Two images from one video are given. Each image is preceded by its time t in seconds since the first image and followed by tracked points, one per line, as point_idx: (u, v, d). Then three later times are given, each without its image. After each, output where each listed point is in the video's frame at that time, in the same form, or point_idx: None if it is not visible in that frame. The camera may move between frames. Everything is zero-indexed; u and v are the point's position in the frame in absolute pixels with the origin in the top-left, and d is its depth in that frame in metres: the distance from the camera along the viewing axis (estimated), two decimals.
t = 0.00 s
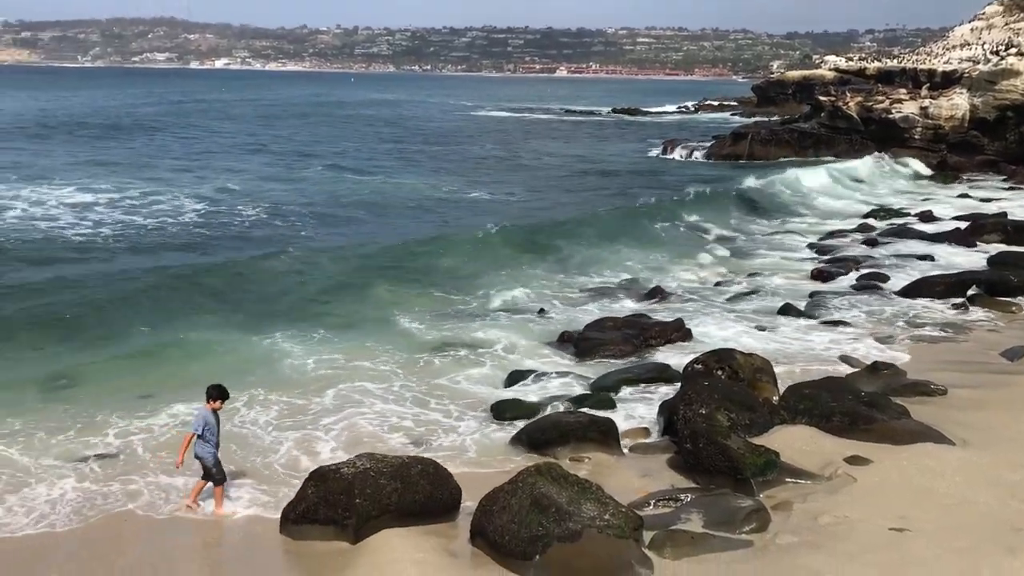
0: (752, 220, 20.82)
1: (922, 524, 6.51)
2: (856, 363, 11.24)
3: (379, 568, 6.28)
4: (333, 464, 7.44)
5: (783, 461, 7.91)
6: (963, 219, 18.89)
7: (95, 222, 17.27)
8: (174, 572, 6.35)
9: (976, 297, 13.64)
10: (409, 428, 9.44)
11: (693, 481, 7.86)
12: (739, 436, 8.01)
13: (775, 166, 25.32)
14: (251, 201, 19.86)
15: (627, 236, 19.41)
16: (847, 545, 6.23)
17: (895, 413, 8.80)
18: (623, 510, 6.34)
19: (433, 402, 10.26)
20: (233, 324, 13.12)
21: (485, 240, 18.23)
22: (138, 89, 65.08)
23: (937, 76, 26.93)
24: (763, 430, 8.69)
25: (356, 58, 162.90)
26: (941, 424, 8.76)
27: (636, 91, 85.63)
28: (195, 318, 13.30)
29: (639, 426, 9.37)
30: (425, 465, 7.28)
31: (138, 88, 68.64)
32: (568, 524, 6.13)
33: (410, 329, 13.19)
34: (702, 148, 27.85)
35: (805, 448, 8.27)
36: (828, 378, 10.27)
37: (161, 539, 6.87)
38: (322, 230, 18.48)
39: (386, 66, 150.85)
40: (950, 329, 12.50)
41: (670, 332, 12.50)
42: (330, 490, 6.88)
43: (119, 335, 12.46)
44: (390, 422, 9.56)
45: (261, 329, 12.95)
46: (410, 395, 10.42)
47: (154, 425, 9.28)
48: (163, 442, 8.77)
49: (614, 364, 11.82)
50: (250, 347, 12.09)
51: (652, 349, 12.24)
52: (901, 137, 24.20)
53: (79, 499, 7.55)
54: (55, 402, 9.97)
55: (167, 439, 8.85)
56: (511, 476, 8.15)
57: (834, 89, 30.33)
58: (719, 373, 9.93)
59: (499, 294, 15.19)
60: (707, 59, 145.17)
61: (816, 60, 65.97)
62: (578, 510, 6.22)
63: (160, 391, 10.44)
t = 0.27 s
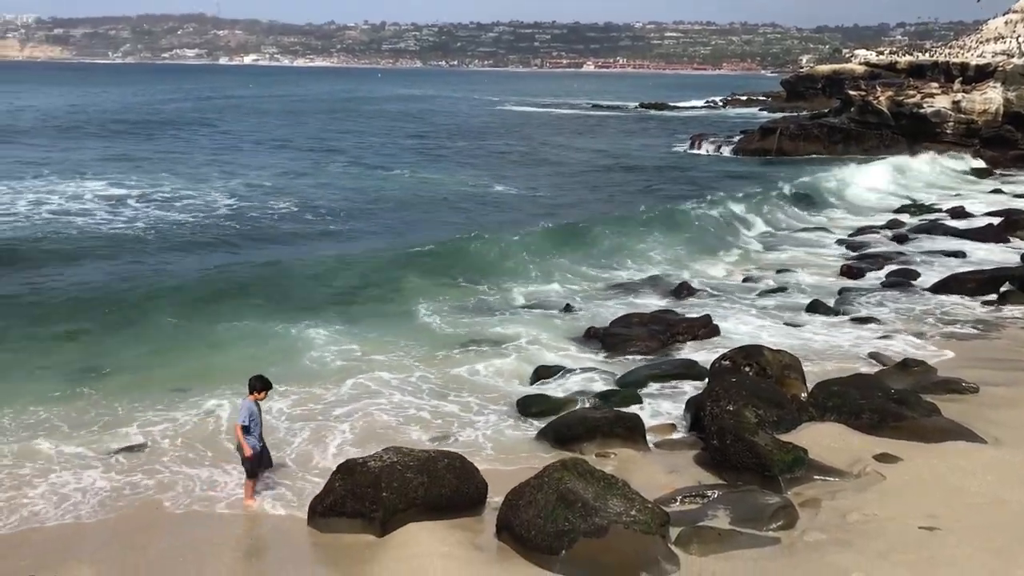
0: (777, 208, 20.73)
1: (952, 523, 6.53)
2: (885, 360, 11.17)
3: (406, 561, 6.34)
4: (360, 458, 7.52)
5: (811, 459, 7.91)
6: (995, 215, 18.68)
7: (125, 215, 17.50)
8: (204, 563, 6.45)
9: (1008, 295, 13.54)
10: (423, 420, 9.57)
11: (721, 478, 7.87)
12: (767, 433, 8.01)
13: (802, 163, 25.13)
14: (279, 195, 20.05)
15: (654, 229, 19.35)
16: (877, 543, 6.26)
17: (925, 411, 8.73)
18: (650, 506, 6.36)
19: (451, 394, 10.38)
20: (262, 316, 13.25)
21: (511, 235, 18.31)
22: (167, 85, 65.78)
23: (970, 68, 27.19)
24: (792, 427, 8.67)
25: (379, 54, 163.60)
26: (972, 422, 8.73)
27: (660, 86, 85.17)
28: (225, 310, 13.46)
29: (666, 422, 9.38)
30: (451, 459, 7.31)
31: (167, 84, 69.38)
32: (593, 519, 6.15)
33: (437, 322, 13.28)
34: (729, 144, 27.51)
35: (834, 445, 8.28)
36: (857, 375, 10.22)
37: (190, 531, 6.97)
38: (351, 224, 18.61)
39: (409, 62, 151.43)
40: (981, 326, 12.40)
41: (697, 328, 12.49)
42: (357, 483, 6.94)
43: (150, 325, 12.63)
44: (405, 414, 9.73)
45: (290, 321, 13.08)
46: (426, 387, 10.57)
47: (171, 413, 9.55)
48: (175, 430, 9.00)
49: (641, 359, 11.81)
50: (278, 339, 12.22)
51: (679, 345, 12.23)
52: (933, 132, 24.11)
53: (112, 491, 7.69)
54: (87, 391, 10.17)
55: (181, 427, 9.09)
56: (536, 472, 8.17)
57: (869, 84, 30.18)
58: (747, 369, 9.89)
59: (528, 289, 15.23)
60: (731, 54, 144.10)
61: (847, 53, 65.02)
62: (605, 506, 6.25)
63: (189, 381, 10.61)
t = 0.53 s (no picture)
0: (802, 200, 20.57)
1: (979, 523, 6.49)
2: (913, 358, 11.07)
3: (431, 556, 6.36)
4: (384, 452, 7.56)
5: (836, 456, 7.88)
6: None
7: (153, 209, 17.68)
8: (231, 557, 6.50)
9: None
10: (434, 412, 9.71)
11: (745, 475, 7.85)
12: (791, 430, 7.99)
13: (827, 160, 24.97)
14: (303, 190, 20.17)
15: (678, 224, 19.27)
16: (903, 542, 6.23)
17: (953, 409, 8.70)
18: (673, 503, 6.40)
19: (463, 386, 10.52)
20: (288, 308, 13.34)
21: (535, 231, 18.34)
22: (193, 81, 66.35)
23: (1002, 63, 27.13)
24: (816, 425, 8.64)
25: (401, 49, 164.09)
26: (1001, 421, 8.67)
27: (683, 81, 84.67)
28: (253, 302, 13.55)
29: (689, 419, 9.35)
30: (475, 454, 7.33)
31: (193, 80, 70.01)
32: (616, 516, 6.16)
33: (461, 316, 13.33)
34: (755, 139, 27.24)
35: (860, 443, 8.24)
36: (884, 373, 10.15)
37: (216, 524, 7.04)
38: (375, 218, 18.69)
39: (430, 57, 151.86)
40: (1011, 325, 12.28)
41: (721, 324, 12.45)
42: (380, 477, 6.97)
43: (178, 316, 12.77)
44: (416, 405, 9.87)
45: (315, 313, 13.15)
46: (439, 379, 10.72)
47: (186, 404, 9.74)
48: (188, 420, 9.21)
49: (666, 356, 11.79)
50: (307, 330, 12.29)
51: (703, 343, 12.19)
52: (961, 128, 24.19)
53: (141, 484, 7.79)
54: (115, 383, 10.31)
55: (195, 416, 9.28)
56: (559, 467, 8.18)
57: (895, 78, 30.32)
58: (772, 366, 9.84)
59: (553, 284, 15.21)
60: (754, 49, 143.11)
61: (873, 49, 64.40)
62: (628, 502, 6.28)
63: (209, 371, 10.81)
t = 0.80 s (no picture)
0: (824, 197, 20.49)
1: (1006, 524, 6.46)
2: (940, 356, 11.01)
3: (453, 550, 6.36)
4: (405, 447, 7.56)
5: (860, 454, 7.85)
6: None
7: (178, 204, 17.84)
8: (256, 550, 6.56)
9: None
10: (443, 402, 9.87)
11: (768, 472, 7.84)
12: (815, 428, 7.97)
13: (852, 157, 24.84)
14: (326, 185, 20.27)
15: (700, 221, 19.17)
16: (928, 542, 6.21)
17: (979, 408, 8.67)
18: (695, 500, 6.43)
19: (472, 377, 10.67)
20: (313, 300, 13.46)
21: (558, 228, 18.38)
22: (219, 78, 66.98)
23: None
24: (839, 423, 8.62)
25: (421, 45, 164.48)
26: None
27: (703, 78, 84.41)
28: (279, 296, 13.63)
29: (712, 416, 9.34)
30: (496, 449, 7.31)
31: (218, 77, 70.58)
32: (638, 512, 6.21)
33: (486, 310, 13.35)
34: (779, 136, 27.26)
35: (885, 442, 8.20)
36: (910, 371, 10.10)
37: (241, 517, 7.09)
38: (398, 213, 18.72)
39: (450, 53, 152.14)
40: None
41: (744, 321, 12.42)
42: (404, 472, 7.01)
43: (205, 309, 12.89)
44: (424, 396, 10.02)
45: (339, 305, 13.26)
46: (451, 370, 10.91)
47: (206, 395, 9.88)
48: (203, 411, 9.38)
49: (690, 353, 11.74)
50: (333, 325, 12.37)
51: (726, 340, 12.15)
52: (989, 124, 24.15)
53: (169, 476, 7.87)
54: (143, 376, 10.48)
55: (211, 408, 9.45)
56: (581, 463, 8.21)
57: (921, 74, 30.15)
58: (795, 364, 9.78)
59: (578, 278, 15.18)
60: (776, 43, 142.18)
61: (898, 45, 63.89)
62: (650, 498, 6.32)
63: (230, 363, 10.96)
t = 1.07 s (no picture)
0: (847, 196, 20.38)
1: None
2: (966, 354, 10.92)
3: (474, 546, 6.36)
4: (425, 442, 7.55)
5: (883, 452, 7.77)
6: None
7: (202, 199, 18.01)
8: (278, 544, 6.61)
9: None
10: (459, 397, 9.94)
11: (790, 470, 7.77)
12: (838, 426, 7.90)
13: (875, 154, 24.67)
14: (349, 181, 20.36)
15: (724, 218, 19.05)
16: (952, 541, 6.18)
17: (1006, 407, 8.60)
18: (717, 497, 6.41)
19: (493, 373, 10.70)
20: (335, 294, 13.55)
21: (579, 224, 18.38)
22: (245, 74, 67.57)
23: None
24: (864, 421, 8.54)
25: (439, 41, 164.67)
26: None
27: (725, 73, 83.92)
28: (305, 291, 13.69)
29: (735, 414, 9.30)
30: (517, 445, 7.28)
31: (242, 73, 71.07)
32: (660, 509, 6.20)
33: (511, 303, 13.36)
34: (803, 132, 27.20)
35: (909, 440, 8.14)
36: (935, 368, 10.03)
37: (263, 511, 7.14)
38: (420, 209, 18.77)
39: (468, 48, 152.18)
40: None
41: (766, 318, 12.35)
42: (425, 467, 6.99)
43: (231, 304, 13.00)
44: (432, 387, 10.18)
45: (361, 299, 13.33)
46: (462, 360, 11.07)
47: (233, 391, 9.97)
48: (228, 407, 9.47)
49: (714, 350, 11.67)
50: (359, 320, 12.40)
51: (748, 337, 12.09)
52: (1017, 119, 23.98)
53: (195, 470, 7.95)
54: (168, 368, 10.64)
55: (236, 404, 9.53)
56: (603, 459, 8.21)
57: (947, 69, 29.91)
58: (819, 361, 9.68)
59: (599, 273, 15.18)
60: (797, 38, 141.05)
61: (922, 40, 63.28)
62: (671, 495, 6.31)
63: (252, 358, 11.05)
